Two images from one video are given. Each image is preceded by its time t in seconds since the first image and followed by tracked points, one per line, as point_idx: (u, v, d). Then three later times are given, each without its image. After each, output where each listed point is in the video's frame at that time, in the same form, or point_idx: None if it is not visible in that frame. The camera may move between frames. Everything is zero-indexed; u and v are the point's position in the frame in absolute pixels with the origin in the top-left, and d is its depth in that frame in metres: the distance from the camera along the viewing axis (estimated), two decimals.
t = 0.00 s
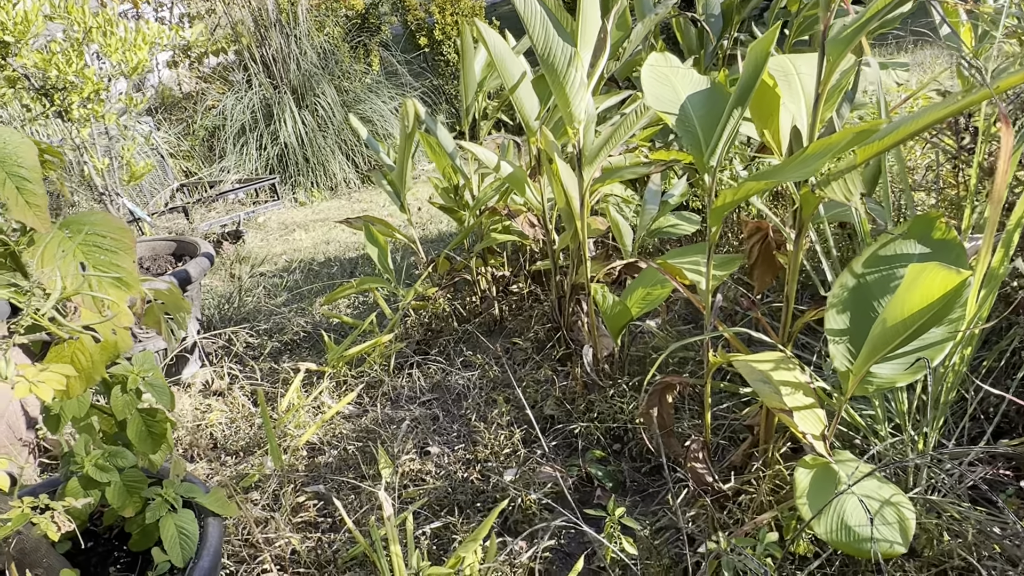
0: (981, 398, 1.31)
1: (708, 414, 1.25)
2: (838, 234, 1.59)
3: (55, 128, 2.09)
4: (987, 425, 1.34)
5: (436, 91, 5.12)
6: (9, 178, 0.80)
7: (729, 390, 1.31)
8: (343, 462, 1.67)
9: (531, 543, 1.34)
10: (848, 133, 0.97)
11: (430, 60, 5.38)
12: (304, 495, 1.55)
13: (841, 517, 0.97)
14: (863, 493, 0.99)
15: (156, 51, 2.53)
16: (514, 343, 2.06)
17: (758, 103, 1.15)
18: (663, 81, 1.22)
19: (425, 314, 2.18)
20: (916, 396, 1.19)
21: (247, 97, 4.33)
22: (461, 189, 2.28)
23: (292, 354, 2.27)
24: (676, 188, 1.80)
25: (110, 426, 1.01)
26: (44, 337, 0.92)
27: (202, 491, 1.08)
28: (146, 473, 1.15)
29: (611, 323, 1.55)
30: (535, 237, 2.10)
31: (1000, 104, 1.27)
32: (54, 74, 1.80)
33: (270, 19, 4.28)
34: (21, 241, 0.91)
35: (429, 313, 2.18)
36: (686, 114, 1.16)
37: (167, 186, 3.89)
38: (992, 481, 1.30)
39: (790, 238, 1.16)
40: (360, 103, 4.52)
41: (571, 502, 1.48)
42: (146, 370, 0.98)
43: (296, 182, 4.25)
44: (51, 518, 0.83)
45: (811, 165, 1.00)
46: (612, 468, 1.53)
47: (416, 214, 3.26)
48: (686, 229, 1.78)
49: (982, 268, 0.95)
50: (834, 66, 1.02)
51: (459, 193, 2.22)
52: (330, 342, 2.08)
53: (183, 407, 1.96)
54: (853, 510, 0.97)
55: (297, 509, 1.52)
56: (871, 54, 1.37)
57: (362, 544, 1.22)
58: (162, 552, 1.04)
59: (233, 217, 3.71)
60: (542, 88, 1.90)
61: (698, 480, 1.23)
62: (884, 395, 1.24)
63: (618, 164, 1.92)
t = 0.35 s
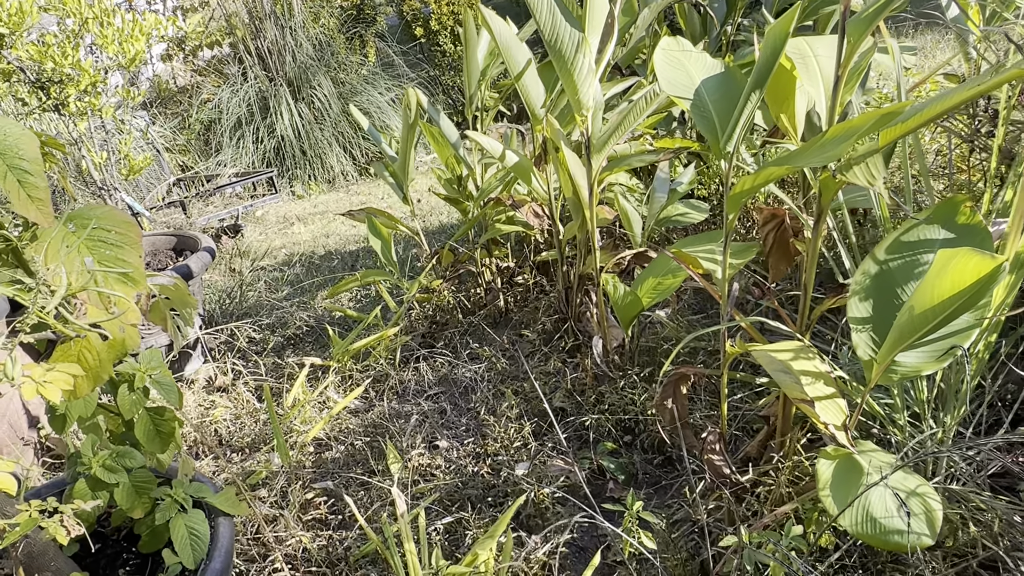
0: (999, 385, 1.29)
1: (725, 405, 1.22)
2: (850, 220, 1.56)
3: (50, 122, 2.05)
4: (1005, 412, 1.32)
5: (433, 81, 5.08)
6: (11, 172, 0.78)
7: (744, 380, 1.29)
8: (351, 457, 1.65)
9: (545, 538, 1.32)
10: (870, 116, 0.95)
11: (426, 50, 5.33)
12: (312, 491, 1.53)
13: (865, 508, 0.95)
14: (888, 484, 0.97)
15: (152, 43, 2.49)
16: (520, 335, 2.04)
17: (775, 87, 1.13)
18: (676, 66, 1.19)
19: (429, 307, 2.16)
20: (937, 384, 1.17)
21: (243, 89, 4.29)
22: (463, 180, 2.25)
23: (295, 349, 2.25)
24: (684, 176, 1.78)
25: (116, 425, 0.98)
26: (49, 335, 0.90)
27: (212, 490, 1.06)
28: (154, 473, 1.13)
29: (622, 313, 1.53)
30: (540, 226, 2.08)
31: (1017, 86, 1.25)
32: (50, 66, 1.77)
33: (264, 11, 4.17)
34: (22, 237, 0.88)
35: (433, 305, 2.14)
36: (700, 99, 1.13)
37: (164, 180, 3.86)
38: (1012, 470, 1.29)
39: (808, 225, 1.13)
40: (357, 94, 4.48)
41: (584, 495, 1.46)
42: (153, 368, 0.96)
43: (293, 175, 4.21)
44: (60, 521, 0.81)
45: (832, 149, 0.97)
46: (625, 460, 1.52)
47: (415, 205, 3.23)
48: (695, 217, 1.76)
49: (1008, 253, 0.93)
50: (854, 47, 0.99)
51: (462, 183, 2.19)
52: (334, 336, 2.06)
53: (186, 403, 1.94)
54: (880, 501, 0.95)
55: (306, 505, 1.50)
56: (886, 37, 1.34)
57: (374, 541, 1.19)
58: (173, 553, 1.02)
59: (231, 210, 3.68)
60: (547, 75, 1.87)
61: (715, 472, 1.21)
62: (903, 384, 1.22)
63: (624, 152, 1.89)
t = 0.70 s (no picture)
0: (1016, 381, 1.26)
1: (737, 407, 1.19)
2: (858, 214, 1.53)
3: (37, 124, 2.01)
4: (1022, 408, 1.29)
5: (426, 76, 5.02)
6: None
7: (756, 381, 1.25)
8: (352, 464, 1.62)
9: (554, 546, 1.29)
10: (889, 109, 0.91)
11: (417, 45, 5.28)
12: (314, 501, 1.50)
13: (886, 514, 0.92)
14: (910, 489, 0.94)
15: (140, 42, 2.44)
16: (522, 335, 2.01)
17: (786, 80, 1.09)
18: (683, 59, 1.15)
19: (429, 307, 2.12)
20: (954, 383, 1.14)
21: (234, 87, 4.24)
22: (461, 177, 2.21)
23: (292, 352, 2.21)
24: (688, 171, 1.74)
25: (112, 443, 0.95)
26: (39, 353, 0.86)
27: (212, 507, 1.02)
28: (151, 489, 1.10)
29: (628, 313, 1.50)
30: (540, 223, 2.04)
31: None
32: (36, 68, 1.73)
33: (253, 7, 4.16)
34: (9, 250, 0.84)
35: (432, 305, 2.11)
36: (709, 94, 1.10)
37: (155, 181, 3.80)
38: None
39: (821, 222, 1.10)
40: (348, 91, 4.43)
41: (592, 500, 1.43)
42: (149, 384, 0.92)
43: (286, 173, 4.17)
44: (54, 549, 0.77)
45: (849, 144, 0.93)
46: (632, 463, 1.49)
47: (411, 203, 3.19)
48: (699, 213, 1.73)
49: None
50: (870, 38, 0.95)
51: (460, 181, 2.15)
52: (332, 338, 2.02)
53: (183, 410, 1.90)
54: (903, 508, 0.92)
55: (308, 515, 1.47)
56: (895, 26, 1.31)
57: (380, 554, 1.16)
58: (173, 573, 0.99)
59: (225, 210, 3.63)
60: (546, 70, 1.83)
61: (728, 476, 1.18)
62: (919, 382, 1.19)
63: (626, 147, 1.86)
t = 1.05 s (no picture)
0: None
1: (747, 419, 1.16)
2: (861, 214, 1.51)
3: (15, 136, 1.95)
4: None
5: (412, 74, 4.97)
6: None
7: (764, 390, 1.22)
8: (349, 480, 1.58)
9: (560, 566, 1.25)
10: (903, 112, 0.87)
11: (403, 43, 5.22)
12: (311, 521, 1.46)
13: (908, 533, 0.89)
14: (931, 505, 0.91)
15: (119, 49, 2.39)
16: (519, 342, 1.97)
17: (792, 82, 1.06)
18: (684, 62, 1.12)
19: (423, 315, 2.08)
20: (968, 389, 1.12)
21: (218, 90, 4.17)
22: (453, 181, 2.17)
23: (285, 363, 2.16)
24: (685, 172, 1.71)
25: (98, 477, 0.91)
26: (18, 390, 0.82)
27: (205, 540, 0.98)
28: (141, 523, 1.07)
29: (630, 320, 1.47)
30: (534, 227, 2.01)
31: None
32: (11, 79, 1.67)
33: (235, 8, 4.09)
34: None
35: (427, 313, 2.05)
36: (713, 99, 1.06)
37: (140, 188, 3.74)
38: None
39: (830, 228, 1.07)
40: (334, 91, 4.37)
41: (596, 515, 1.39)
42: (135, 417, 0.89)
43: (273, 177, 4.11)
44: None
45: (862, 149, 0.90)
46: (636, 474, 1.46)
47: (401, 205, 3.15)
48: (698, 214, 1.69)
49: None
50: (881, 38, 0.91)
51: (452, 185, 2.11)
52: (325, 349, 1.98)
53: (174, 427, 1.86)
54: (923, 526, 0.89)
55: (305, 536, 1.43)
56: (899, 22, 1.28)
57: None
58: None
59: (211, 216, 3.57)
60: (539, 71, 1.78)
61: (738, 491, 1.15)
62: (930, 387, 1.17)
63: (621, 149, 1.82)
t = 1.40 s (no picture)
0: None
1: (757, 438, 1.13)
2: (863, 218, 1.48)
3: None
4: None
5: (393, 76, 4.91)
6: None
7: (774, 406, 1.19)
8: (345, 504, 1.53)
9: None
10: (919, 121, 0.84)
11: (383, 45, 5.16)
12: (308, 550, 1.41)
13: (936, 560, 0.85)
14: (959, 529, 0.87)
15: (93, 60, 2.31)
16: (514, 353, 1.93)
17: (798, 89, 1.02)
18: (685, 70, 1.07)
19: (415, 327, 2.03)
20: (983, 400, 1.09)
21: (197, 97, 4.08)
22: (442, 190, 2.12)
23: (274, 380, 2.11)
24: (681, 177, 1.68)
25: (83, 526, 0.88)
26: None
27: None
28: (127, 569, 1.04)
29: (631, 333, 1.43)
30: (526, 235, 1.95)
31: None
32: None
33: (212, 12, 4.00)
34: None
35: (419, 325, 2.00)
36: (717, 108, 1.02)
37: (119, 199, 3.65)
38: None
39: (841, 240, 1.03)
40: (315, 95, 4.30)
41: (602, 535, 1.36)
42: (120, 466, 0.86)
43: (255, 183, 4.04)
44: None
45: (879, 161, 0.86)
46: (642, 491, 1.42)
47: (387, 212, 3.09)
48: (696, 220, 1.66)
49: None
50: (893, 43, 0.88)
51: (441, 194, 2.06)
52: (315, 366, 1.93)
53: (161, 452, 1.80)
54: (951, 552, 0.85)
55: (302, 566, 1.38)
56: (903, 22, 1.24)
57: None
58: None
59: (193, 226, 3.49)
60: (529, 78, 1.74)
61: (751, 512, 1.12)
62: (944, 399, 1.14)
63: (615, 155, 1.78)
